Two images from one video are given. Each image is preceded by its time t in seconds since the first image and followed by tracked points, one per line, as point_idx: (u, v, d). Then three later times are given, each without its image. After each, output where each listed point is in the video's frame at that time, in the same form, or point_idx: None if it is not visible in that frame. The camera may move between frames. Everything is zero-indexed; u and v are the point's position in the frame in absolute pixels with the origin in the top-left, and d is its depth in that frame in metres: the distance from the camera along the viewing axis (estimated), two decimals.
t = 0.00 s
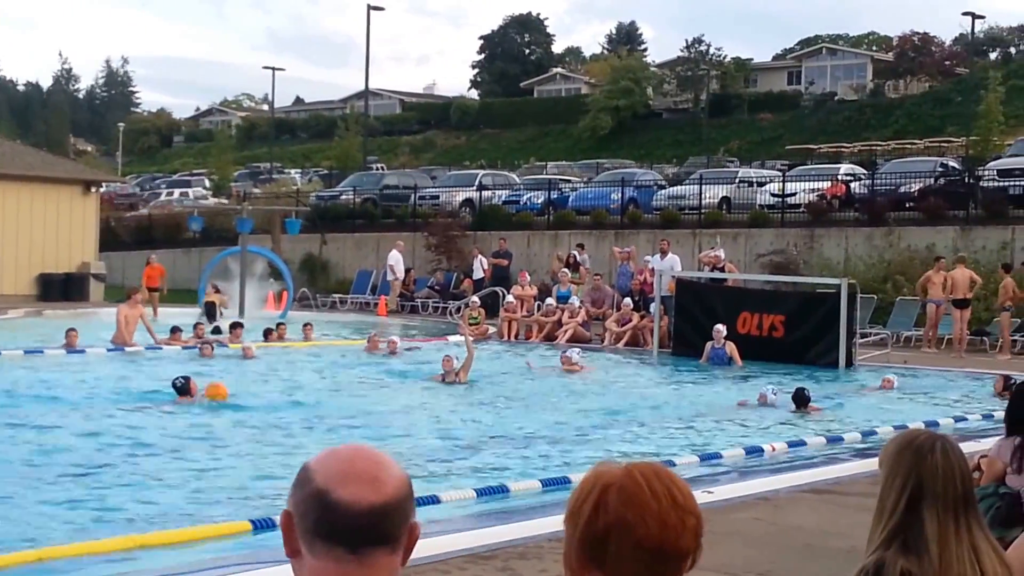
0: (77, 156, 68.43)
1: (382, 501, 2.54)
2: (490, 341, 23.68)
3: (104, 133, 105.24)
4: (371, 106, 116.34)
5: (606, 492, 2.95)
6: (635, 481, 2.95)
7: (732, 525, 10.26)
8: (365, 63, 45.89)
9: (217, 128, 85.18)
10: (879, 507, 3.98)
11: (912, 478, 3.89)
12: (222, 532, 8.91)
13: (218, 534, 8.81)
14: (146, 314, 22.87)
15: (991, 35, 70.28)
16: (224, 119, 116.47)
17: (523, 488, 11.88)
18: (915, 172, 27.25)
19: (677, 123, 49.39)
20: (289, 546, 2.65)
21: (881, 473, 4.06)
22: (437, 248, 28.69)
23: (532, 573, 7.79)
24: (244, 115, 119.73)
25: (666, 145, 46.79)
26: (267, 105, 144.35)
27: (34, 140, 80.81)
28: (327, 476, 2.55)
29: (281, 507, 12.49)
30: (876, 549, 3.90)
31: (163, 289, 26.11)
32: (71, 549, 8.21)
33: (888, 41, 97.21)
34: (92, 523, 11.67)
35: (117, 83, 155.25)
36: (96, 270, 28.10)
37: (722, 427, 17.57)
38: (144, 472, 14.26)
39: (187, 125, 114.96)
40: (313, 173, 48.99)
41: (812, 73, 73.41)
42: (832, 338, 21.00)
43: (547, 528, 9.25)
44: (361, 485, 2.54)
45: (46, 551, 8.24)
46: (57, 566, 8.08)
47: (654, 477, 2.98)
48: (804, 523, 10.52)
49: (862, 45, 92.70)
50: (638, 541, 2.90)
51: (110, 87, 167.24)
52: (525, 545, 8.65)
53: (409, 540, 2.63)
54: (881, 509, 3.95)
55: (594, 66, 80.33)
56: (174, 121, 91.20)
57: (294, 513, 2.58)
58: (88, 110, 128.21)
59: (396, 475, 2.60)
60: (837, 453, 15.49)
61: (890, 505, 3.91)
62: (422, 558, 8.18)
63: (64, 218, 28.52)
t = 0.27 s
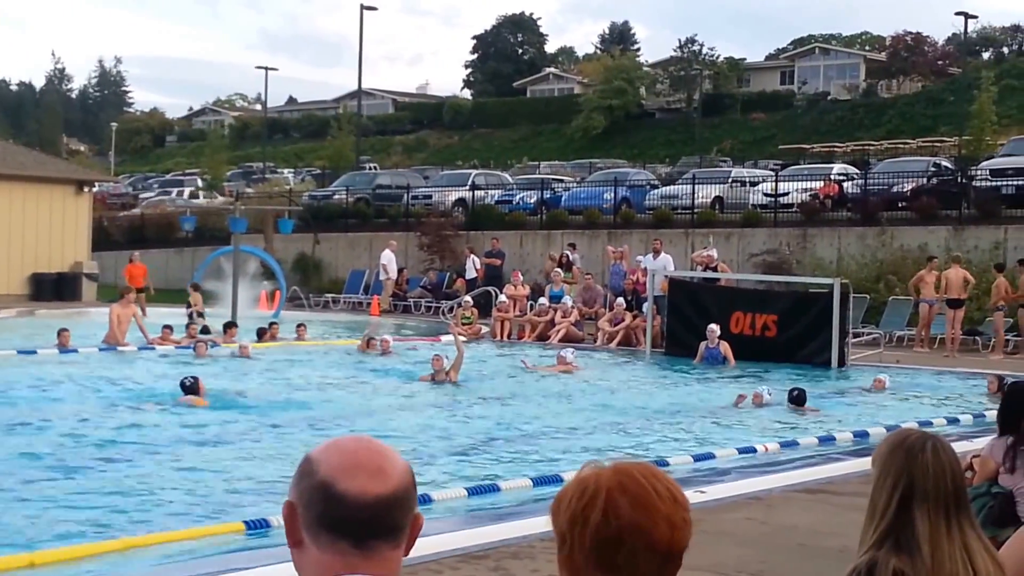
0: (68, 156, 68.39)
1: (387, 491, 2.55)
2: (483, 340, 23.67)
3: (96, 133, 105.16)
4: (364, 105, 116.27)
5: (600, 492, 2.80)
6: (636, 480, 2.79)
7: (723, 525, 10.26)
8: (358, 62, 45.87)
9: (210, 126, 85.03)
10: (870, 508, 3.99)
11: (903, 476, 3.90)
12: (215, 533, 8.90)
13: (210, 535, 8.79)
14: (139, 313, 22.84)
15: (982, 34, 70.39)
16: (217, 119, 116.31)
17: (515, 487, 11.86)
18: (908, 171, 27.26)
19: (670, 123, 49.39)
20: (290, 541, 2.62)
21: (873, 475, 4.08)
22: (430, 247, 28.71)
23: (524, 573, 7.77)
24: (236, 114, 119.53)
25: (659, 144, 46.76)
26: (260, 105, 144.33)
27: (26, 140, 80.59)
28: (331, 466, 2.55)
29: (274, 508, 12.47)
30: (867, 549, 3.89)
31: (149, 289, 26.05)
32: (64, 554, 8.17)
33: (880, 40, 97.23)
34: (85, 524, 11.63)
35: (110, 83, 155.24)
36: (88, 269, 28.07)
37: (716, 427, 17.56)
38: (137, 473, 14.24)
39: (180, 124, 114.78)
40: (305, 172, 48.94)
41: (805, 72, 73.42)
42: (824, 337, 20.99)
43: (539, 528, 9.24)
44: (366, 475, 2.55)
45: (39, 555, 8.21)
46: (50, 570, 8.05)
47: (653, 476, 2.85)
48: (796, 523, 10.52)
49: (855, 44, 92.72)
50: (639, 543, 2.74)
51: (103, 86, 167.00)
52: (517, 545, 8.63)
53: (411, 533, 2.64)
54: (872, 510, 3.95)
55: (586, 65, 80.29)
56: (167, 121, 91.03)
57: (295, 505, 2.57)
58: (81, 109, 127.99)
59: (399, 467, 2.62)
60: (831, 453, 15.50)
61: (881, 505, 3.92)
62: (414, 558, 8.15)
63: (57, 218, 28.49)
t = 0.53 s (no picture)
0: (61, 156, 68.29)
1: (389, 489, 2.62)
2: (477, 340, 23.67)
3: (89, 132, 105.07)
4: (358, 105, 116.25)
5: (603, 495, 2.82)
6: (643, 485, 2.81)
7: (716, 525, 10.26)
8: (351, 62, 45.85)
9: (203, 126, 84.96)
10: (863, 507, 3.99)
11: (897, 476, 3.91)
12: (208, 533, 8.91)
13: (203, 536, 8.79)
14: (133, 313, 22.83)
15: (974, 35, 70.57)
16: (210, 119, 116.20)
17: (507, 487, 11.86)
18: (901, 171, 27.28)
19: (663, 123, 49.41)
20: (291, 536, 2.69)
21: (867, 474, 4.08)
22: (423, 247, 28.74)
23: (518, 573, 7.77)
24: (230, 114, 119.42)
25: (652, 144, 46.78)
26: (253, 105, 144.29)
27: (18, 140, 80.46)
28: (336, 464, 2.62)
29: (267, 508, 12.46)
30: (860, 548, 3.90)
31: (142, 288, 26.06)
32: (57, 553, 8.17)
33: (873, 40, 97.35)
34: (79, 524, 11.62)
35: (103, 83, 155.07)
36: (82, 269, 28.07)
37: (710, 426, 17.57)
38: (130, 472, 14.23)
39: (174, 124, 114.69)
40: (298, 172, 48.92)
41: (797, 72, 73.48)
42: (818, 337, 20.99)
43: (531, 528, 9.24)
44: (370, 474, 2.61)
45: (32, 554, 8.20)
46: (43, 568, 8.04)
47: (650, 475, 2.88)
48: (789, 522, 10.53)
49: (848, 44, 92.92)
50: (642, 545, 2.78)
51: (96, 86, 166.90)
52: (510, 544, 8.63)
53: (412, 532, 2.71)
54: (865, 509, 3.96)
55: (580, 65, 80.33)
56: (160, 120, 90.92)
57: (299, 500, 2.64)
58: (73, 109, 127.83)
59: (402, 466, 2.68)
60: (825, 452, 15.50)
61: (875, 504, 3.93)
62: (407, 558, 8.15)
63: (50, 217, 28.52)
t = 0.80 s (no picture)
0: (54, 155, 68.22)
1: (366, 487, 2.55)
2: (470, 340, 23.67)
3: (82, 131, 104.96)
4: (352, 104, 116.20)
5: (606, 498, 2.81)
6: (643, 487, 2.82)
7: (710, 524, 10.25)
8: (344, 62, 45.84)
9: (196, 126, 84.96)
10: (857, 506, 4.00)
11: (890, 474, 3.91)
12: (201, 531, 8.88)
13: (194, 535, 8.74)
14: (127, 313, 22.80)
15: (967, 35, 70.69)
16: (204, 119, 116.12)
17: (501, 487, 11.85)
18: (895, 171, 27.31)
19: (657, 123, 49.44)
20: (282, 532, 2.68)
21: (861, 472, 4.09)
22: (417, 246, 28.75)
23: (512, 573, 7.74)
24: (223, 113, 119.27)
25: (646, 144, 46.80)
26: (247, 105, 144.24)
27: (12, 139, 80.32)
28: (317, 461, 2.58)
29: (260, 508, 12.43)
30: (855, 546, 3.90)
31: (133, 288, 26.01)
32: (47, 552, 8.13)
33: (867, 40, 97.36)
34: (71, 524, 11.59)
35: (97, 82, 154.85)
36: (75, 269, 28.04)
37: (704, 426, 17.57)
38: (123, 472, 14.19)
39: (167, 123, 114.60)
40: (291, 172, 48.90)
41: (792, 72, 73.51)
42: (811, 336, 20.99)
43: (523, 527, 9.22)
44: (350, 470, 2.56)
45: (22, 554, 8.17)
46: (32, 568, 8.01)
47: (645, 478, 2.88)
48: (783, 522, 10.51)
49: (841, 44, 93.04)
50: (644, 547, 2.78)
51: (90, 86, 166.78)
52: (504, 544, 8.61)
53: (398, 533, 2.63)
54: (858, 508, 3.97)
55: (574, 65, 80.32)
56: (153, 120, 90.77)
57: (287, 498, 2.61)
58: (67, 108, 127.63)
59: (390, 465, 2.60)
60: (819, 452, 15.50)
61: (867, 503, 3.94)
62: (399, 558, 8.12)
63: (44, 216, 28.51)
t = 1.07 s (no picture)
0: (48, 154, 68.22)
1: (352, 484, 2.49)
2: (464, 340, 23.66)
3: (77, 130, 104.94)
4: (346, 104, 116.08)
5: (607, 501, 2.82)
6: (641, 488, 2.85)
7: (704, 524, 10.24)
8: (338, 61, 45.80)
9: (190, 125, 84.79)
10: (850, 507, 3.99)
11: (882, 474, 3.91)
12: (196, 532, 8.87)
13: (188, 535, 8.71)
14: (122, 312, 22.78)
15: (961, 34, 70.82)
16: (198, 117, 115.92)
17: (495, 486, 11.83)
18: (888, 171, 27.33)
19: (651, 123, 49.41)
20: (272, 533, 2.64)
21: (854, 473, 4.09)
22: (411, 246, 28.74)
23: (507, 573, 7.73)
24: (217, 112, 119.07)
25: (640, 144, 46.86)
26: (241, 105, 144.23)
27: (5, 139, 80.16)
28: (306, 460, 2.54)
29: (255, 508, 12.41)
30: (848, 547, 3.89)
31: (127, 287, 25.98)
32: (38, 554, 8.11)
33: (860, 39, 97.37)
34: (66, 524, 11.57)
35: (91, 82, 154.78)
36: (69, 268, 28.01)
37: (699, 425, 17.56)
38: (118, 473, 14.16)
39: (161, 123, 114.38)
40: (286, 172, 48.84)
41: (786, 71, 73.49)
42: (806, 336, 21.00)
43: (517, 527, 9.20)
44: (337, 469, 2.51)
45: (14, 556, 8.15)
46: (24, 570, 7.99)
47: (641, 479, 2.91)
48: (778, 521, 10.50)
49: (835, 43, 93.16)
50: (645, 546, 2.81)
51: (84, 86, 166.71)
52: (498, 544, 8.60)
53: (390, 534, 2.56)
54: (852, 510, 3.96)
55: (568, 64, 80.27)
56: (147, 119, 90.62)
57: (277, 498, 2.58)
58: (60, 107, 127.35)
59: (380, 465, 2.54)
60: (814, 452, 15.50)
61: (860, 506, 3.93)
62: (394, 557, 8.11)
63: (38, 216, 28.50)
